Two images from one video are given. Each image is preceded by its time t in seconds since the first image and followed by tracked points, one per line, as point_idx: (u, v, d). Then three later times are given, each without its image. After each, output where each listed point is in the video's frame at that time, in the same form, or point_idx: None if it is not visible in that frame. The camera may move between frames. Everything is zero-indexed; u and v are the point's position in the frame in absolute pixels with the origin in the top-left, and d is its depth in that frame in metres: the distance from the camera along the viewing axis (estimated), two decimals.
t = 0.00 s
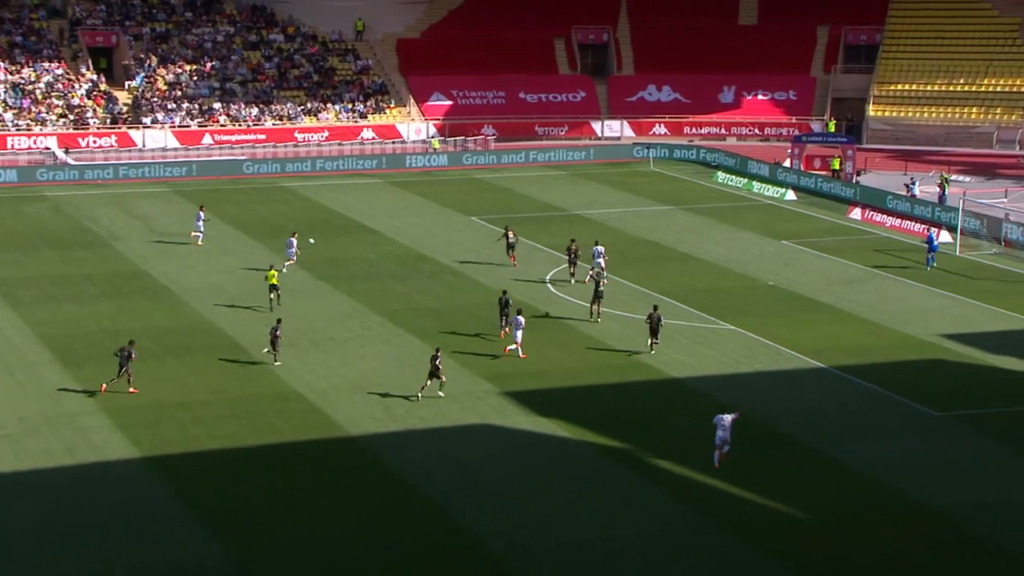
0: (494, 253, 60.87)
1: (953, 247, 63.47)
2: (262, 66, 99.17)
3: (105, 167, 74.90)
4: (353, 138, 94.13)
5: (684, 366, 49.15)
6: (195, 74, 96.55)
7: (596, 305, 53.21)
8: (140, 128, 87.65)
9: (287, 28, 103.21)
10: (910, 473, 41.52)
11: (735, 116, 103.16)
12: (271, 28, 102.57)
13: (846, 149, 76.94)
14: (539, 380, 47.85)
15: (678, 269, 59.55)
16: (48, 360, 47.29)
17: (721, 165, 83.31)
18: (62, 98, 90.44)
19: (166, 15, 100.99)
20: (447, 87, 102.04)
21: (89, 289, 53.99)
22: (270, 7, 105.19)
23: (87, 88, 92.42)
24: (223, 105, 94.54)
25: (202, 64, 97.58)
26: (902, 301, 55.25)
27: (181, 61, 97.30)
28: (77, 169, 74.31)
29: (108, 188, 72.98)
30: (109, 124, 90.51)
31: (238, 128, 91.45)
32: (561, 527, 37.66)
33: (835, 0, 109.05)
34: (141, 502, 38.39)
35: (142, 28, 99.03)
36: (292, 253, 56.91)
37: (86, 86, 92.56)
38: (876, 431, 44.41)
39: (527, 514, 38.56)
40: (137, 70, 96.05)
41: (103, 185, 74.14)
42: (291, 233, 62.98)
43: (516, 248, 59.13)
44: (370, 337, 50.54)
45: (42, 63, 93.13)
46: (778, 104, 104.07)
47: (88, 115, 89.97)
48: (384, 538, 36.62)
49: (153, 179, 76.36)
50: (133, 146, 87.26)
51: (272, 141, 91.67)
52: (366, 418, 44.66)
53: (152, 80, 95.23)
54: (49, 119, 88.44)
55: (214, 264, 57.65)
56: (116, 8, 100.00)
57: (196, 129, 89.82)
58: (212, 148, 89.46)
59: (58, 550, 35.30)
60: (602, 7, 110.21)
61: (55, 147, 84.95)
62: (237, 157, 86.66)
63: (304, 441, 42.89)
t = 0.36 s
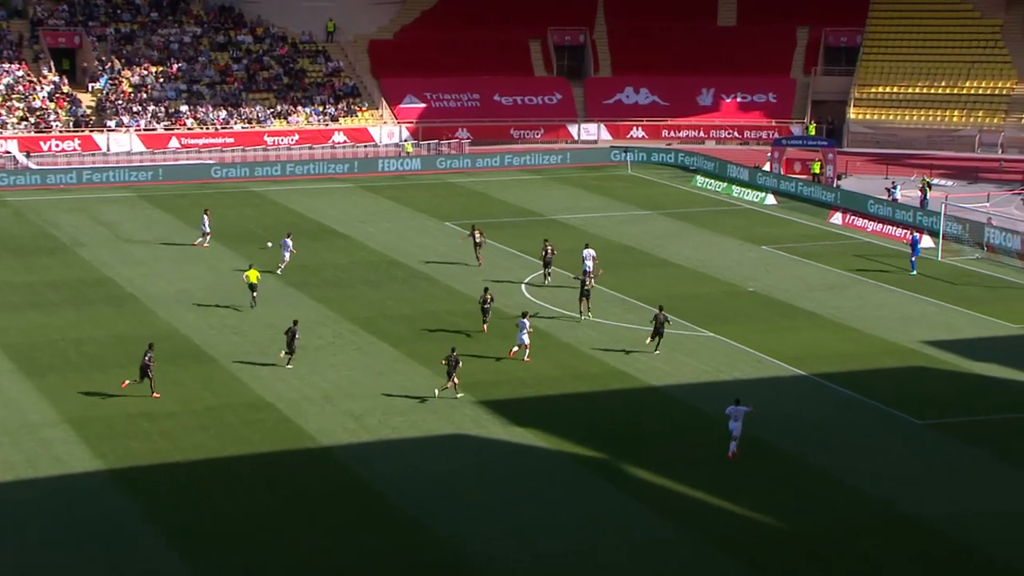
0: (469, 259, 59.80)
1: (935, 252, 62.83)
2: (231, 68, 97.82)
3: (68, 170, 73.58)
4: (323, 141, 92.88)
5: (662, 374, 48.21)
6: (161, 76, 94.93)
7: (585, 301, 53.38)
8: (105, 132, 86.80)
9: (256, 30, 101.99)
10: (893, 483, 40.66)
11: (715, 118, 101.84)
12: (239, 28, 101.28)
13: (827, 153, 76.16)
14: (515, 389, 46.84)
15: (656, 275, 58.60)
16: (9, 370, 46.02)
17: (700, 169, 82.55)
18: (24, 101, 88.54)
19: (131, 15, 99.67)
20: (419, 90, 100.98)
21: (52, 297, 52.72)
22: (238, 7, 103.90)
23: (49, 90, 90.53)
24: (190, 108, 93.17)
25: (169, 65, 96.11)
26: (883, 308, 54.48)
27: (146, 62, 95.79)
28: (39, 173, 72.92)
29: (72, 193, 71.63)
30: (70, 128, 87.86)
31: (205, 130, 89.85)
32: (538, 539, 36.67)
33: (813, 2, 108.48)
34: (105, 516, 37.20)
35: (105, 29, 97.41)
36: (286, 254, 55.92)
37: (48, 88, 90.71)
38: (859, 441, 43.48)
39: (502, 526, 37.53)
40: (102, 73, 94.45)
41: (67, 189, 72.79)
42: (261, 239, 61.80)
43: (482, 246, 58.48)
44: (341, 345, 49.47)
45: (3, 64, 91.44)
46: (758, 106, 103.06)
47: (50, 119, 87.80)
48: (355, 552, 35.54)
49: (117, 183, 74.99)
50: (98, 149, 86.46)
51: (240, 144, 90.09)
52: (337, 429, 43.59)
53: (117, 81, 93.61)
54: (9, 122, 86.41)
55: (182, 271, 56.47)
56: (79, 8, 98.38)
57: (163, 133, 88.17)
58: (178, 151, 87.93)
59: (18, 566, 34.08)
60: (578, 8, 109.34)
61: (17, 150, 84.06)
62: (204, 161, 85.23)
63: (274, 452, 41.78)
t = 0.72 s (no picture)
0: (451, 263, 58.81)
1: (925, 256, 62.09)
2: (205, 68, 96.65)
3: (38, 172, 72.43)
4: (301, 143, 92.17)
5: (646, 380, 47.32)
6: (134, 77, 93.76)
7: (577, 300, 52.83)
8: (76, 135, 86.09)
9: (232, 29, 100.78)
10: (884, 491, 39.82)
11: (700, 120, 101.00)
12: (214, 28, 100.11)
13: (814, 156, 75.41)
14: (497, 396, 45.90)
15: (641, 280, 57.70)
16: None
17: (685, 172, 81.75)
18: None
19: (103, 14, 98.31)
20: (399, 91, 99.97)
21: (21, 303, 51.57)
22: (213, 5, 102.65)
23: (19, 91, 89.11)
24: (164, 109, 92.11)
25: (142, 66, 94.85)
26: (872, 313, 53.70)
27: (118, 62, 94.52)
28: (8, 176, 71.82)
29: (43, 196, 70.40)
30: (41, 129, 86.81)
31: (180, 133, 89.23)
32: (521, 550, 35.72)
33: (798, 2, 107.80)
34: (75, 528, 36.14)
35: (76, 28, 96.06)
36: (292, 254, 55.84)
37: (18, 89, 89.27)
38: (848, 448, 42.64)
39: (484, 536, 36.57)
40: (73, 73, 93.05)
41: (37, 193, 71.57)
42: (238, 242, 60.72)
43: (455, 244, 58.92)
44: (319, 352, 48.46)
45: None
46: (745, 108, 102.04)
47: (19, 119, 86.27)
48: (333, 564, 34.54)
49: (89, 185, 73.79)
50: (69, 152, 85.66)
51: (216, 147, 89.31)
52: (315, 438, 42.57)
53: (88, 83, 92.36)
54: None
55: (156, 276, 55.38)
56: (48, 7, 97.02)
57: (135, 134, 88.10)
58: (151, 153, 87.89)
59: None
60: (561, 9, 108.47)
61: None
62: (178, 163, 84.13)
63: (250, 462, 40.75)
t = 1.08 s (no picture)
0: (434, 267, 57.93)
1: (916, 258, 61.41)
2: (183, 67, 95.58)
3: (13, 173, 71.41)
4: (281, 145, 90.76)
5: (634, 386, 46.52)
6: (109, 77, 92.61)
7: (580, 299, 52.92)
8: (51, 135, 84.37)
9: (210, 28, 99.75)
10: (878, 498, 39.07)
11: (687, 120, 100.17)
12: (192, 26, 99.08)
13: (804, 157, 74.65)
14: (482, 402, 45.05)
15: (628, 284, 56.91)
16: None
17: (672, 173, 81.05)
18: None
19: (77, 12, 97.29)
20: (381, 91, 99.13)
21: None
22: (191, 4, 101.65)
23: None
24: (141, 109, 90.99)
25: (118, 65, 93.61)
26: (862, 316, 52.98)
27: (93, 61, 93.38)
28: None
29: (19, 199, 69.37)
30: (14, 129, 85.26)
31: (158, 133, 88.28)
32: (506, 559, 34.87)
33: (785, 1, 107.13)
34: (48, 538, 35.20)
35: (50, 26, 95.07)
36: (298, 254, 55.60)
37: None
38: (840, 455, 41.88)
39: (470, 545, 35.73)
40: (47, 73, 91.94)
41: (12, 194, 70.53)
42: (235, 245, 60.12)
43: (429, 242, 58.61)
44: (300, 358, 47.54)
45: None
46: (733, 107, 101.27)
47: None
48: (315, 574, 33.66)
49: (65, 186, 72.84)
50: (44, 153, 84.08)
51: (193, 148, 88.26)
52: (296, 445, 41.70)
53: (62, 82, 91.17)
54: None
55: (133, 280, 54.44)
56: (22, 6, 96.13)
57: (112, 135, 86.68)
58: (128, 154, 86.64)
59: None
60: (546, 9, 107.67)
61: None
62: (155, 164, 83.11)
63: (229, 470, 39.86)
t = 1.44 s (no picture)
0: (417, 271, 57.08)
1: (906, 261, 60.86)
2: (161, 67, 94.60)
3: None
4: (261, 146, 89.18)
5: (620, 391, 45.75)
6: (85, 76, 91.58)
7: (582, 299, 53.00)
8: (25, 137, 82.94)
9: (188, 27, 98.80)
10: (870, 504, 38.36)
11: (675, 121, 99.30)
12: (170, 25, 98.21)
13: (794, 158, 73.97)
14: (466, 407, 44.23)
15: (614, 287, 56.13)
16: None
17: (659, 175, 80.37)
18: None
19: (53, 11, 96.76)
20: (363, 91, 98.24)
21: None
22: (168, 4, 100.81)
23: None
24: (117, 109, 90.01)
25: (93, 64, 92.72)
26: (852, 320, 52.30)
27: (69, 61, 92.40)
28: None
29: None
30: None
31: (135, 135, 86.84)
32: (489, 568, 34.08)
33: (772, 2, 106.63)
34: (20, 549, 34.29)
35: (25, 26, 94.18)
36: (299, 254, 55.31)
37: None
38: (831, 462, 41.11)
39: (455, 554, 34.90)
40: (21, 73, 90.90)
41: None
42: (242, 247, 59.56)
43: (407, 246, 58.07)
44: (280, 363, 46.69)
45: None
46: (722, 108, 100.42)
47: None
48: None
49: (41, 188, 71.89)
50: (17, 154, 82.54)
51: (172, 149, 87.13)
52: (276, 452, 40.85)
53: (37, 82, 90.17)
54: None
55: (110, 284, 53.53)
56: None
57: (88, 137, 84.84)
58: (105, 155, 84.67)
59: None
60: (531, 10, 107.02)
61: None
62: (132, 167, 81.78)
63: (206, 478, 38.99)
